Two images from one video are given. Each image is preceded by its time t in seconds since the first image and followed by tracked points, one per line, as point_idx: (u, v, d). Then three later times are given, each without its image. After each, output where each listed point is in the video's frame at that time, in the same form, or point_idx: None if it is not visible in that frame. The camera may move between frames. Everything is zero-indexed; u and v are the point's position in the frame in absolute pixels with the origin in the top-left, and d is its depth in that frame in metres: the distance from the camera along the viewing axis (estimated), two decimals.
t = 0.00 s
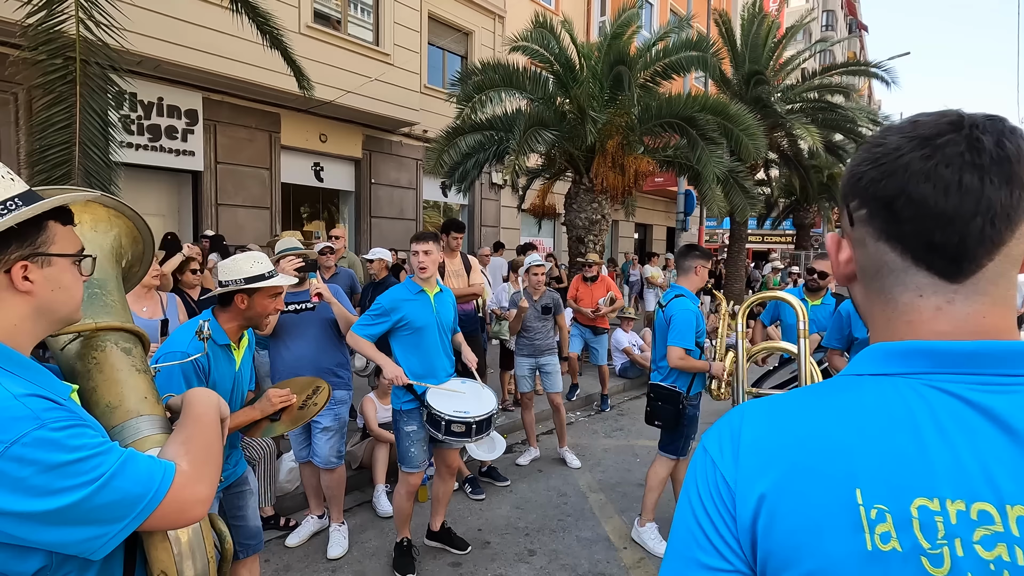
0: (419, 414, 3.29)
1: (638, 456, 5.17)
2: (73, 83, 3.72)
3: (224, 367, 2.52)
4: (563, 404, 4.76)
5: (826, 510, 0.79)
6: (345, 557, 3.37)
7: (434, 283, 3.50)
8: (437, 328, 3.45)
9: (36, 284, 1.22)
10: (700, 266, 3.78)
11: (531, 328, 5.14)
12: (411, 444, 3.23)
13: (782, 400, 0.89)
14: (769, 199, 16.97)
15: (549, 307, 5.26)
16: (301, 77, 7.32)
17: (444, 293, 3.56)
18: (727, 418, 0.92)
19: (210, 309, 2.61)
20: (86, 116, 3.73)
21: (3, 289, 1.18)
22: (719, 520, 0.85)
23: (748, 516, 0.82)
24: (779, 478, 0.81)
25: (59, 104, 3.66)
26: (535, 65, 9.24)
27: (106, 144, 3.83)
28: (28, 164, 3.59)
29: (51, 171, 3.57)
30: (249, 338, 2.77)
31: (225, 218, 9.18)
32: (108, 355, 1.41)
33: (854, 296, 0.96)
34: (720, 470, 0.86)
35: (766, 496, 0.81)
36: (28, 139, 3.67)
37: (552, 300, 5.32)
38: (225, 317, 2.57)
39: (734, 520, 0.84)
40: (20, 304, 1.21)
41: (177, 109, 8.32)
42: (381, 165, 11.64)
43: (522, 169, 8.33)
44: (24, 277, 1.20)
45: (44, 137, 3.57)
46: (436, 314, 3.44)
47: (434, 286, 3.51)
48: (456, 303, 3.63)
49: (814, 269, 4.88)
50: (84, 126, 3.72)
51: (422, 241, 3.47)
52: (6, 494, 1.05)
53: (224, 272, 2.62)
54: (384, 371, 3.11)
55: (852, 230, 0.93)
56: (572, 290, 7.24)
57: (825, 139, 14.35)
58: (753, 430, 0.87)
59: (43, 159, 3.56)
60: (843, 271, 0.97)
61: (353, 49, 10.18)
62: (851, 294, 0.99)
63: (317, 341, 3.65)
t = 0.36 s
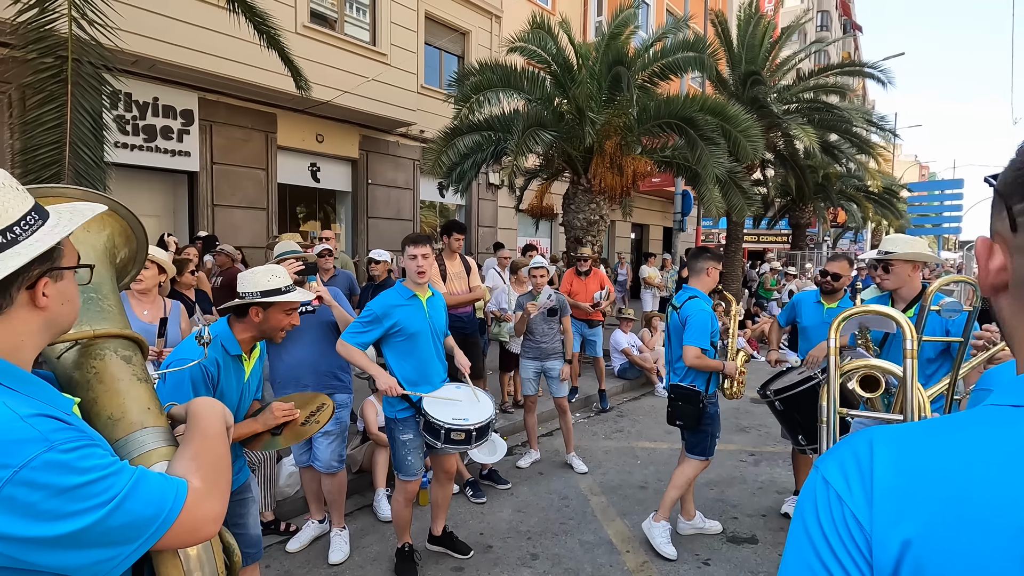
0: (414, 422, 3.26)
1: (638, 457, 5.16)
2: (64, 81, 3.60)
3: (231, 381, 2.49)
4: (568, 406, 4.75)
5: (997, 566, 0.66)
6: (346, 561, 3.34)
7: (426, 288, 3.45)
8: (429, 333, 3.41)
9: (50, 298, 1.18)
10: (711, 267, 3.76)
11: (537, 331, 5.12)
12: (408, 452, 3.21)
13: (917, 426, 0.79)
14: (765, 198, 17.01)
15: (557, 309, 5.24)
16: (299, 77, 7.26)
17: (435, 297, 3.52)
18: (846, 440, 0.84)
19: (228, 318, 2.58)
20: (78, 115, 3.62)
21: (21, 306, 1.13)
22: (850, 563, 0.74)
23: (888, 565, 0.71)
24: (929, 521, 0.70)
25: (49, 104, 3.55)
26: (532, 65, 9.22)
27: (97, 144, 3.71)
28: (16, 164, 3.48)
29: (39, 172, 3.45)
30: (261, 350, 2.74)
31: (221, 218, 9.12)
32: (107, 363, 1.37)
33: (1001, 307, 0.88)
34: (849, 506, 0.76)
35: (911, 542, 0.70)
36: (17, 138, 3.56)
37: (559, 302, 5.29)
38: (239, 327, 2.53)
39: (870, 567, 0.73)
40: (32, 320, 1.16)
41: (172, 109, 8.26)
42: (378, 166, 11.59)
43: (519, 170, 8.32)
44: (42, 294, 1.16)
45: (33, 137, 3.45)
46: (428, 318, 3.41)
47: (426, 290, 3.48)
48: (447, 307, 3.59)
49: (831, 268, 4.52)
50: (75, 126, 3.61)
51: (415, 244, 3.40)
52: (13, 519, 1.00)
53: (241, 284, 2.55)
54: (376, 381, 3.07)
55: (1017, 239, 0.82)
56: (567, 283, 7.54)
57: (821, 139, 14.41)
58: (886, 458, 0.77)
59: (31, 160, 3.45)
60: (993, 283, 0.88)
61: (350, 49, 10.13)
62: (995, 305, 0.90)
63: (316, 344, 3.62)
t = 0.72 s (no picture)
0: (417, 419, 3.36)
1: (636, 454, 5.27)
2: (73, 85, 3.61)
3: (251, 367, 2.62)
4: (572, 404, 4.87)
5: None
6: (355, 555, 3.44)
7: (426, 289, 3.54)
8: (430, 333, 3.50)
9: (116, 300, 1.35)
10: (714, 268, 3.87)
11: (549, 332, 5.23)
12: (411, 449, 3.30)
13: (962, 417, 0.88)
14: (757, 199, 17.19)
15: (567, 310, 5.34)
16: (299, 79, 7.32)
17: (434, 298, 3.60)
18: (896, 429, 0.93)
19: (232, 310, 2.72)
20: (85, 118, 3.63)
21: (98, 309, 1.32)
22: (903, 539, 0.81)
23: (935, 540, 0.78)
24: (983, 502, 0.76)
25: (57, 106, 3.55)
26: (529, 68, 9.32)
27: (103, 146, 3.71)
28: (23, 166, 3.48)
29: (47, 174, 3.45)
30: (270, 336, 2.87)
31: (220, 219, 9.16)
32: (154, 356, 1.49)
33: None
34: (899, 486, 0.84)
35: (957, 518, 0.77)
36: (25, 141, 3.56)
37: (571, 303, 5.38)
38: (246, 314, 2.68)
39: (920, 540, 0.80)
40: (102, 320, 1.33)
41: (171, 110, 8.30)
42: (375, 166, 11.65)
43: (517, 171, 8.41)
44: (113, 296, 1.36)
45: (41, 140, 3.46)
46: (429, 319, 3.50)
47: (426, 291, 3.56)
48: (446, 307, 3.68)
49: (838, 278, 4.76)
50: (83, 128, 3.61)
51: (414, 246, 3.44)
52: (104, 487, 1.18)
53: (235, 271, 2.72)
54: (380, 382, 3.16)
55: None
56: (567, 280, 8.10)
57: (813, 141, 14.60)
58: (933, 448, 0.85)
59: (39, 162, 3.45)
60: None
61: (348, 50, 10.19)
62: None
63: (324, 345, 3.71)
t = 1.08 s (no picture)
0: (423, 414, 3.47)
1: (633, 449, 5.41)
2: (83, 88, 3.68)
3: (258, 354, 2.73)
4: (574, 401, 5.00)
5: (1001, 492, 0.86)
6: (362, 546, 3.55)
7: (431, 289, 3.64)
8: (435, 332, 3.61)
9: (155, 297, 1.53)
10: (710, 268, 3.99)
11: (555, 330, 5.37)
12: (418, 442, 3.42)
13: (942, 397, 0.97)
14: (749, 199, 17.39)
15: (571, 308, 5.48)
16: (299, 80, 7.39)
17: (440, 297, 3.71)
18: (882, 408, 1.02)
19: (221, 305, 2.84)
20: (96, 121, 3.70)
21: (134, 305, 1.50)
22: (893, 501, 0.93)
23: (921, 500, 0.90)
24: (957, 466, 0.89)
25: (68, 109, 3.62)
26: (525, 69, 9.41)
27: (114, 148, 3.79)
28: (35, 168, 3.55)
29: (59, 176, 3.52)
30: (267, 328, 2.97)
31: (217, 219, 9.20)
32: (196, 343, 1.69)
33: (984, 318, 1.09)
34: (890, 458, 0.95)
35: (941, 482, 0.90)
36: (37, 144, 3.64)
37: (576, 302, 5.53)
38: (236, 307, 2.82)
39: (908, 501, 0.92)
40: (144, 315, 1.52)
41: (168, 110, 8.32)
42: (371, 166, 11.72)
43: (514, 171, 8.51)
44: (148, 295, 1.51)
45: (54, 142, 3.52)
46: (433, 318, 3.60)
47: (431, 290, 3.66)
48: (451, 306, 3.78)
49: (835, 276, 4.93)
50: (93, 131, 3.69)
51: (421, 247, 3.52)
52: (167, 455, 1.38)
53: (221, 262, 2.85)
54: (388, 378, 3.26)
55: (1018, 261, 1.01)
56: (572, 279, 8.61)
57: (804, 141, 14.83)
58: (917, 426, 0.95)
59: (51, 164, 3.52)
60: (985, 296, 1.05)
61: (345, 51, 10.25)
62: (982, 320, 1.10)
63: (332, 343, 3.80)
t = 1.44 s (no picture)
0: (429, 408, 3.54)
1: (629, 445, 5.49)
2: (88, 90, 3.71)
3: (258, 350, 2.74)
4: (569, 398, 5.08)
5: (930, 462, 1.02)
6: (364, 541, 3.60)
7: (439, 287, 3.70)
8: (442, 329, 3.66)
9: (161, 296, 1.57)
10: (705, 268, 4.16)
11: (549, 327, 5.46)
12: (422, 436, 3.47)
13: (884, 380, 1.13)
14: (742, 199, 17.55)
15: (567, 307, 5.54)
16: (296, 80, 7.41)
17: (448, 295, 3.78)
18: (835, 392, 1.17)
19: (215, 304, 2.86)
20: (102, 122, 3.74)
21: (139, 302, 1.54)
22: (846, 472, 1.07)
23: (871, 469, 1.06)
24: (898, 439, 1.04)
25: (73, 111, 3.66)
26: (521, 69, 9.48)
27: (120, 149, 3.82)
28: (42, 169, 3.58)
29: (67, 176, 3.55)
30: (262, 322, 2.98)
31: (214, 218, 9.20)
32: (209, 338, 1.75)
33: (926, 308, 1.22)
34: (843, 435, 1.09)
35: (887, 454, 1.05)
36: (43, 145, 3.67)
37: (570, 300, 5.58)
38: (229, 304, 2.85)
39: (858, 472, 1.07)
40: (151, 312, 1.56)
41: (164, 109, 8.32)
42: (367, 166, 11.76)
43: (510, 172, 8.58)
44: (152, 292, 1.55)
45: (60, 143, 3.55)
46: (441, 315, 3.66)
47: (440, 288, 3.73)
48: (459, 304, 3.84)
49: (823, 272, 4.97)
50: (99, 132, 3.72)
51: (430, 246, 3.61)
52: (177, 444, 1.43)
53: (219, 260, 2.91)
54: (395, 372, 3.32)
55: (948, 257, 1.16)
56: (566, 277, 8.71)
57: (796, 142, 15.01)
58: (867, 406, 1.10)
59: (58, 165, 3.55)
60: (922, 288, 1.20)
61: (341, 51, 10.26)
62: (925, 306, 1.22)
63: (334, 341, 3.86)
